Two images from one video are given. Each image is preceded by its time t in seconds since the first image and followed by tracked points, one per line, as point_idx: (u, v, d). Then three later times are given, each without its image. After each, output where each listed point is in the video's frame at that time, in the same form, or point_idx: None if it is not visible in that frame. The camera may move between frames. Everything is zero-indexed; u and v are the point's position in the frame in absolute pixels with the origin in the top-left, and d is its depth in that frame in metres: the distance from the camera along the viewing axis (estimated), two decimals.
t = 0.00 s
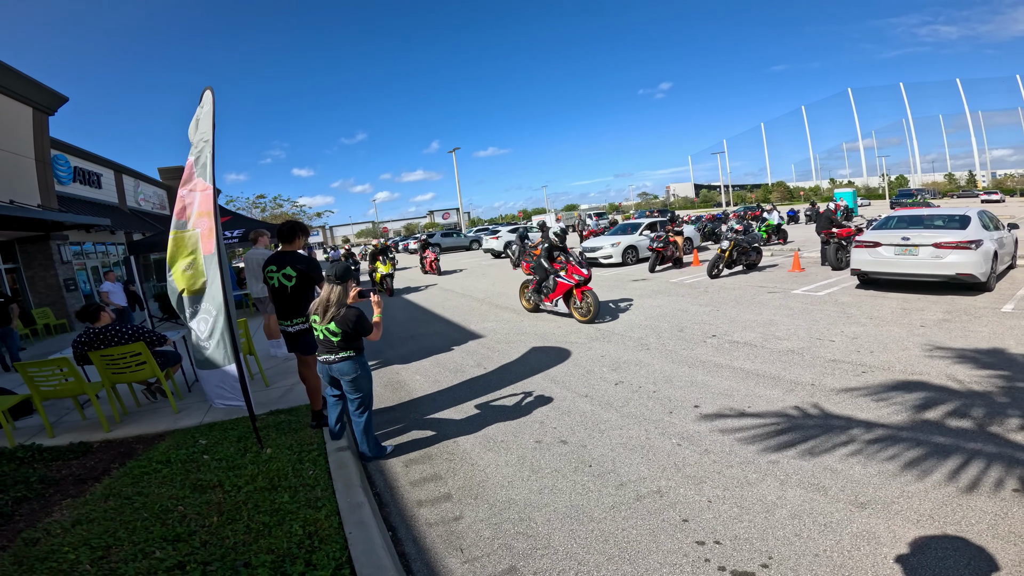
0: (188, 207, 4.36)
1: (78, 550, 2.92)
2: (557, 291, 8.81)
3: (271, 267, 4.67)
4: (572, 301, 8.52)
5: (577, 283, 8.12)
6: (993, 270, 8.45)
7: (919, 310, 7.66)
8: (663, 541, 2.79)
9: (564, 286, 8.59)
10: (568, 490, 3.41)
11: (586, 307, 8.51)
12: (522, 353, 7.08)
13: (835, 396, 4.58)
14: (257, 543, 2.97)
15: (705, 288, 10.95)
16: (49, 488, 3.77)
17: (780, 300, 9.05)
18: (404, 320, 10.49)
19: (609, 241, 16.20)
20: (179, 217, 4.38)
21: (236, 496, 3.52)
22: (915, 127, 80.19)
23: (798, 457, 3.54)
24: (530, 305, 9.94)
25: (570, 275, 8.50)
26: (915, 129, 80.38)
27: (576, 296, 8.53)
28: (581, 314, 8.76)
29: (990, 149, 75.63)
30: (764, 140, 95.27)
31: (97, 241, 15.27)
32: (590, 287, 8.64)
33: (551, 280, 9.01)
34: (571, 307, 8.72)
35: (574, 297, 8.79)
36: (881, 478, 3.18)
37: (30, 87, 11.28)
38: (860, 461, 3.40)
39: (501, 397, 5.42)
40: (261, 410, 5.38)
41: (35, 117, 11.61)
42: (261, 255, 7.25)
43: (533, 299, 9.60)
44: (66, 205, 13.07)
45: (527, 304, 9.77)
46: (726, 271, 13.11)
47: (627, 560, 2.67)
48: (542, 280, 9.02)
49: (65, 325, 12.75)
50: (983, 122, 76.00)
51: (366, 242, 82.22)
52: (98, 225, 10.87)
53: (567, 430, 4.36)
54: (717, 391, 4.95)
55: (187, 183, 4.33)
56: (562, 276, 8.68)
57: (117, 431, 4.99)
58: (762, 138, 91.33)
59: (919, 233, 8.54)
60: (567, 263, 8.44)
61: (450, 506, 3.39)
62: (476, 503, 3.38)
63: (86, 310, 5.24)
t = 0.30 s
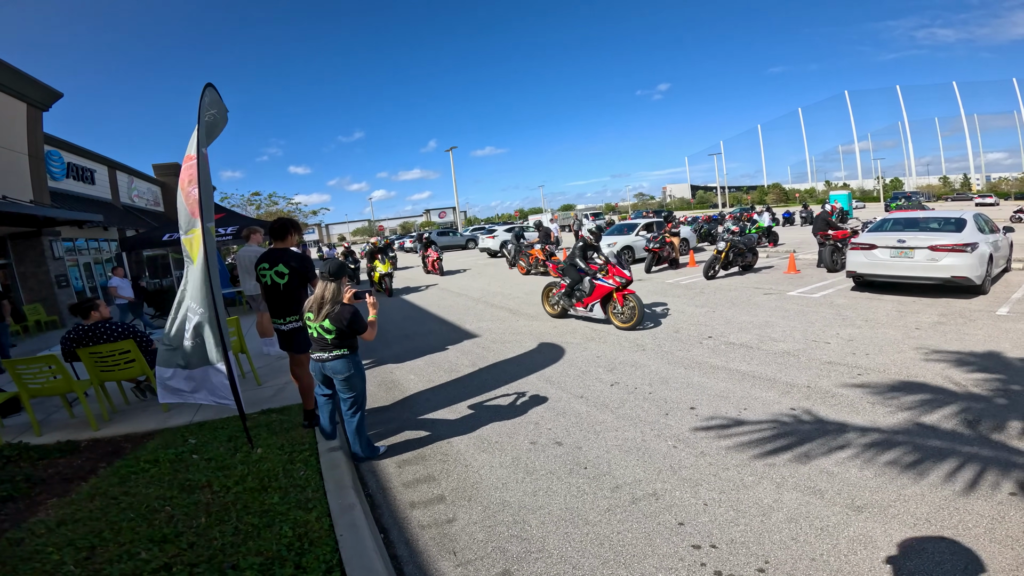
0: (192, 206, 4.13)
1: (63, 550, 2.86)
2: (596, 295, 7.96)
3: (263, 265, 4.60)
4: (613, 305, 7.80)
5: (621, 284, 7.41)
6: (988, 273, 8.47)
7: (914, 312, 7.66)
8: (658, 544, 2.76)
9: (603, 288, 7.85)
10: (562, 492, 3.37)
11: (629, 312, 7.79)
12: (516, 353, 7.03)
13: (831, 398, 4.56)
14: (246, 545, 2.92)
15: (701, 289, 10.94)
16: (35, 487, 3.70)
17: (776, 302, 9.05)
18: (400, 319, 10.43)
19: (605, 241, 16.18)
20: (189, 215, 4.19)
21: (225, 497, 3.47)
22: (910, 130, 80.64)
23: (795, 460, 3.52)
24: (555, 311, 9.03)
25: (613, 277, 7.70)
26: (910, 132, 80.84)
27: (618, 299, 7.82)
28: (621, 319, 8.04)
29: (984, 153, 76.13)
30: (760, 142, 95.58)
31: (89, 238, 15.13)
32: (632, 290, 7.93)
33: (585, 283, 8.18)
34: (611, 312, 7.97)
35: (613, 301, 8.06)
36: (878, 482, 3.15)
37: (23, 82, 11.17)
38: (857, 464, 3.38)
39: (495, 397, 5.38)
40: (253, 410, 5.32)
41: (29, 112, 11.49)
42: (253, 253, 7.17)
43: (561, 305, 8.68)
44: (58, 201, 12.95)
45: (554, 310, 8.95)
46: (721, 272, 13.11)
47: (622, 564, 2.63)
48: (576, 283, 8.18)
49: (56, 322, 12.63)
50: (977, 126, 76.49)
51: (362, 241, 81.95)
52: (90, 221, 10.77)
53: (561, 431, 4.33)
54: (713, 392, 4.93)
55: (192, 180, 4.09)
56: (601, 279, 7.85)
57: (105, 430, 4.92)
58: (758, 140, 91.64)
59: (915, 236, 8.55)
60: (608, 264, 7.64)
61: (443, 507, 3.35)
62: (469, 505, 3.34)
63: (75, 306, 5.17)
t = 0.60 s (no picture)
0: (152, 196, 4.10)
1: (36, 558, 2.73)
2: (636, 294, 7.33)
3: (241, 262, 4.49)
4: (655, 305, 7.23)
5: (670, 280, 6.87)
6: (963, 269, 8.66)
7: (893, 308, 7.80)
8: (653, 544, 2.73)
9: (645, 286, 7.28)
10: (554, 492, 3.34)
11: (673, 312, 7.24)
12: (502, 350, 6.97)
13: (817, 394, 4.60)
14: (229, 551, 2.82)
15: (685, 285, 11.01)
16: (5, 493, 3.54)
17: (759, 298, 9.14)
18: (383, 316, 10.30)
19: (589, 237, 16.19)
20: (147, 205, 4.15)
21: (205, 502, 3.35)
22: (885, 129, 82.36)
23: (784, 457, 3.53)
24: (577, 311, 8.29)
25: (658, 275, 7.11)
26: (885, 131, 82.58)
27: (660, 298, 7.26)
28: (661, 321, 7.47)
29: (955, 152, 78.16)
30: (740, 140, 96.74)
31: (60, 235, 14.66)
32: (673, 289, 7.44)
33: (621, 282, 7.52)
34: (652, 313, 7.37)
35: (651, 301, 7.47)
36: (868, 478, 3.18)
37: None
38: (845, 460, 3.41)
39: (482, 396, 5.32)
40: (232, 411, 5.17)
41: None
42: (231, 249, 7.00)
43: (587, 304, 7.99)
44: (26, 196, 12.49)
45: (579, 313, 8.25)
46: (704, 268, 13.22)
47: (618, 565, 2.60)
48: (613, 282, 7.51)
49: (25, 321, 12.21)
50: (948, 125, 78.45)
51: (344, 237, 81.05)
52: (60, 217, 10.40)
53: (550, 430, 4.29)
54: (700, 389, 4.94)
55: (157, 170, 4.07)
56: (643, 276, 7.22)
57: (78, 433, 4.74)
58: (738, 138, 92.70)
59: (894, 232, 8.70)
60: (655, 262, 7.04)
61: (433, 510, 3.29)
62: (460, 506, 3.28)
63: (44, 305, 4.97)
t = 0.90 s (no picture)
0: (97, 192, 3.90)
1: (9, 570, 2.60)
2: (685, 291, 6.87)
3: (212, 260, 4.39)
4: (705, 300, 6.85)
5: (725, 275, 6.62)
6: (933, 263, 8.93)
7: (867, 301, 8.00)
8: (648, 542, 2.74)
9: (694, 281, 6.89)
10: (545, 490, 3.32)
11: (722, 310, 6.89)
12: (485, 345, 6.92)
13: (798, 387, 4.68)
14: (214, 560, 2.74)
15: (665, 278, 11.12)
16: None
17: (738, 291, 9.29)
18: (363, 311, 10.14)
19: (569, 229, 16.21)
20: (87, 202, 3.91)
21: (185, 508, 3.24)
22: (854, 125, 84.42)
23: (770, 452, 3.58)
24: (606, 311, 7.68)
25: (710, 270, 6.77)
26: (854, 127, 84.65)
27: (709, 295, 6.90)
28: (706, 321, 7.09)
29: (920, 147, 80.63)
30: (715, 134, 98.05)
31: (20, 229, 14.05)
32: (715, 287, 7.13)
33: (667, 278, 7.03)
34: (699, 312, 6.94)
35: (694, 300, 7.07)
36: (853, 472, 3.24)
37: None
38: (830, 454, 3.47)
39: (466, 392, 5.27)
40: (208, 411, 5.02)
41: None
42: (202, 244, 6.79)
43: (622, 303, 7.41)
44: None
45: (611, 316, 7.62)
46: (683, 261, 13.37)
47: (615, 564, 2.60)
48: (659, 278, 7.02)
49: None
50: (914, 121, 80.82)
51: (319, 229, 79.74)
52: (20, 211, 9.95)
53: (538, 426, 4.28)
54: (685, 383, 4.98)
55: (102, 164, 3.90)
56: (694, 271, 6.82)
57: (45, 437, 4.54)
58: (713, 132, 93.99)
59: (867, 227, 8.90)
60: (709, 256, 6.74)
61: (423, 511, 3.24)
62: (450, 507, 3.24)
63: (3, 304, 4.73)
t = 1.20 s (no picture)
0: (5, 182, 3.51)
1: None
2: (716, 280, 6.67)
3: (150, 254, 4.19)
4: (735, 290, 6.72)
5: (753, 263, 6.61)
6: (872, 251, 9.42)
7: (813, 288, 8.37)
8: (619, 531, 2.78)
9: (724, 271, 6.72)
10: (514, 483, 3.32)
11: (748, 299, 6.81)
12: (446, 338, 6.85)
13: (754, 372, 4.85)
14: (170, 568, 2.60)
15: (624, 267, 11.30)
16: None
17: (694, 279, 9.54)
18: (320, 305, 9.87)
19: (529, 220, 16.22)
20: None
21: (135, 514, 3.07)
22: (798, 119, 87.99)
23: (730, 436, 3.69)
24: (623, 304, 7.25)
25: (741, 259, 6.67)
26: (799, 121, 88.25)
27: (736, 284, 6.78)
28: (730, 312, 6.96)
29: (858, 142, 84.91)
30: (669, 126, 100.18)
31: None
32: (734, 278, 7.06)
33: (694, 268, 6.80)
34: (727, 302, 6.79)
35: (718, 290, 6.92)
36: (810, 454, 3.37)
37: None
38: (786, 437, 3.61)
39: (428, 386, 5.19)
40: (153, 413, 4.76)
41: None
42: (140, 238, 6.39)
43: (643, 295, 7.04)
44: None
45: (630, 309, 7.22)
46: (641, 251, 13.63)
47: (588, 554, 2.62)
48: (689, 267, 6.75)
49: None
50: (853, 117, 84.97)
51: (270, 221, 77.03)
52: None
53: (503, 418, 4.27)
54: (646, 370, 5.08)
55: (10, 151, 3.52)
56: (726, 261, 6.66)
57: None
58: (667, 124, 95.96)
59: (813, 217, 9.29)
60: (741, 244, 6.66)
61: (390, 509, 3.18)
62: (419, 503, 3.19)
63: None
